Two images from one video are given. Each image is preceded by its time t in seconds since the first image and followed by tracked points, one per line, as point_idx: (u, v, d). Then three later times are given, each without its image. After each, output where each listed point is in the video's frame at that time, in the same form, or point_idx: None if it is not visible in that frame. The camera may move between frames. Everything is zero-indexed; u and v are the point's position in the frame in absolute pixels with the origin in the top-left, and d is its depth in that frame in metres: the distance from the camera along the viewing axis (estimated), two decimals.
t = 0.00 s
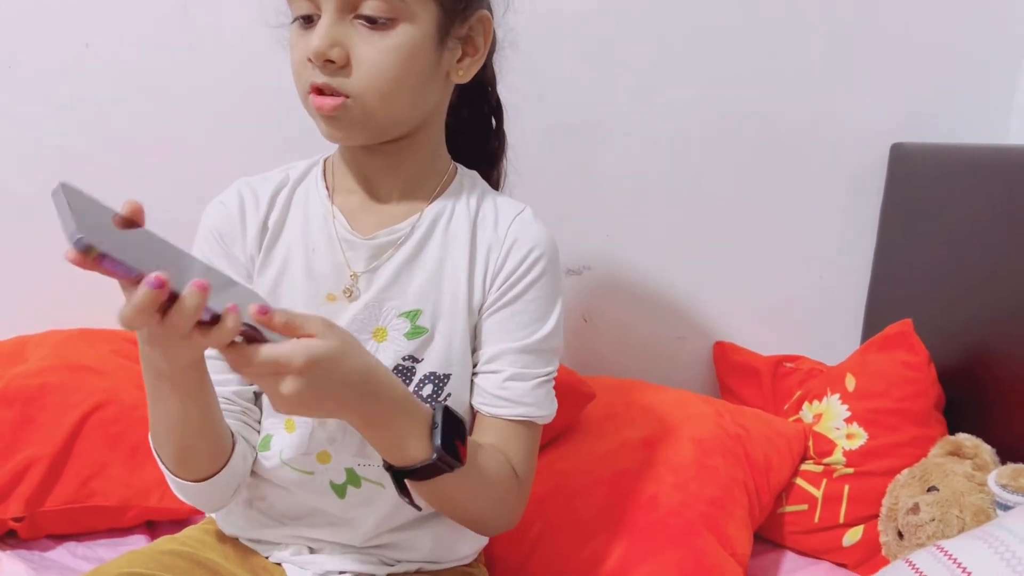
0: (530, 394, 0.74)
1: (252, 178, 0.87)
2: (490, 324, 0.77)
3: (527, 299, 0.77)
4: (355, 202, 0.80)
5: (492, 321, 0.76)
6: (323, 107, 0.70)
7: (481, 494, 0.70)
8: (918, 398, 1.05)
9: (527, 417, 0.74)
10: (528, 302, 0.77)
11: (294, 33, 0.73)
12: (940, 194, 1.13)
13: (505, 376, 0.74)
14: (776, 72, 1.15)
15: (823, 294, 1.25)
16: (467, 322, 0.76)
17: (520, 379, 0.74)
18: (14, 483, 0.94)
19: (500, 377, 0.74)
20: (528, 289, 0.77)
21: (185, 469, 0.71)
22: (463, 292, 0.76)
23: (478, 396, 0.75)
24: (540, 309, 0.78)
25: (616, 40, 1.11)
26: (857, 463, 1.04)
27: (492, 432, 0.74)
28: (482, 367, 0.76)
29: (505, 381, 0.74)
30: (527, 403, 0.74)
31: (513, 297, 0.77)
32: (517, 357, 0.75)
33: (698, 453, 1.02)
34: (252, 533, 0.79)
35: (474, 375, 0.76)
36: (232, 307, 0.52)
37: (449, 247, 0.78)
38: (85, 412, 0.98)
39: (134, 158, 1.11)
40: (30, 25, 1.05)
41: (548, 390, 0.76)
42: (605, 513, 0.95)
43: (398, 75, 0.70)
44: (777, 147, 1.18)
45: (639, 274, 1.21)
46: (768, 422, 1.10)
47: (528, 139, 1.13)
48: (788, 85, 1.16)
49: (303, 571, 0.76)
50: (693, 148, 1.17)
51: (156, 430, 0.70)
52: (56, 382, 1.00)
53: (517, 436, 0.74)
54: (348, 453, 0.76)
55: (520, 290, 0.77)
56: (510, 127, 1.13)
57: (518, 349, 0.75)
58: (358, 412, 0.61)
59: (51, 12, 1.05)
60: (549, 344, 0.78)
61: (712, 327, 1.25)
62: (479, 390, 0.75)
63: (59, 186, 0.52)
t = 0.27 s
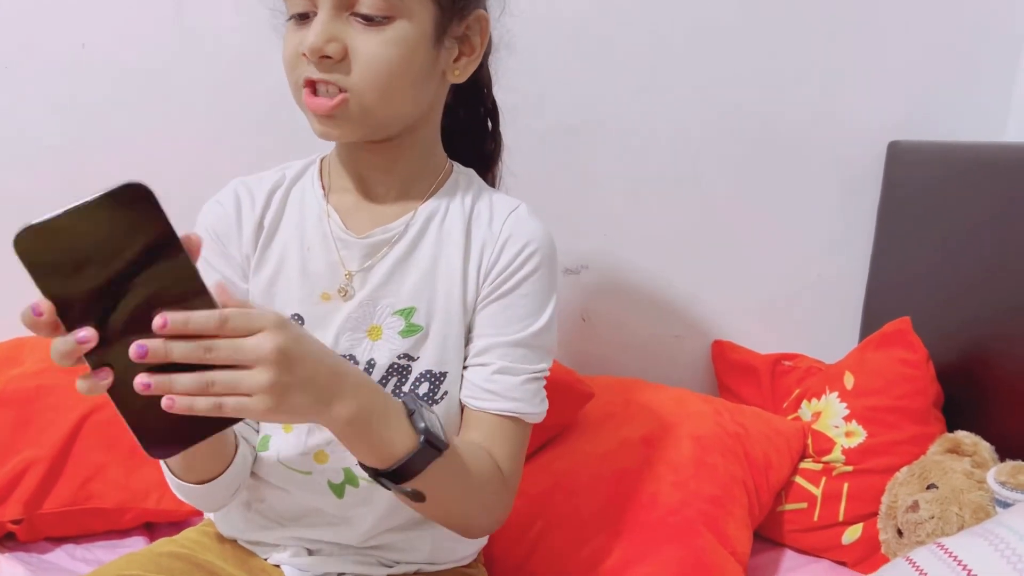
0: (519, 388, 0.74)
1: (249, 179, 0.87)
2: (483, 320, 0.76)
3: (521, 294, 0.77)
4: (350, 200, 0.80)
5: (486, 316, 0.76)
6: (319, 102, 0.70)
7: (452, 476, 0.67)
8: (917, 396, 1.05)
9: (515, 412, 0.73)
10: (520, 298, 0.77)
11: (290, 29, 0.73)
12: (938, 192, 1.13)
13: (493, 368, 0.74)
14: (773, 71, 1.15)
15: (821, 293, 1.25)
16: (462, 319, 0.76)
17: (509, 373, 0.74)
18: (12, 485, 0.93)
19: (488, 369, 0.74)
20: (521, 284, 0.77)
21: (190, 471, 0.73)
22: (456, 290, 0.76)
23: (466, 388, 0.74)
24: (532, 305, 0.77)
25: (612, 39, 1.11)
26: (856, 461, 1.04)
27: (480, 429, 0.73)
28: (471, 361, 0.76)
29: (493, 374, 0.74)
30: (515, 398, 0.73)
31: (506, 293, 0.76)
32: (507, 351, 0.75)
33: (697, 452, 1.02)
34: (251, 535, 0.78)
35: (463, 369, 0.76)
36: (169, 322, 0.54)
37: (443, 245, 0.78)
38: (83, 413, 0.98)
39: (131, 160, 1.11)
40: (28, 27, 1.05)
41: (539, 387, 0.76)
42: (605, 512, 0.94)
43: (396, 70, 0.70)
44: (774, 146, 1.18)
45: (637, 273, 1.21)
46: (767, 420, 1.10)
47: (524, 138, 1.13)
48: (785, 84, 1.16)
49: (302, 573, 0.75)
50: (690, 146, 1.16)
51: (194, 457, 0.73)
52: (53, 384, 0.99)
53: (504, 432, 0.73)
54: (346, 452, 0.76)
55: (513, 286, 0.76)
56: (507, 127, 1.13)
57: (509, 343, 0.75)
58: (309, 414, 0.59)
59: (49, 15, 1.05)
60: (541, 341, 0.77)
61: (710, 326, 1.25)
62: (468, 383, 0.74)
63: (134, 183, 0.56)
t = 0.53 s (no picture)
0: (505, 391, 0.73)
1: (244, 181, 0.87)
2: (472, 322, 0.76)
3: (511, 296, 0.76)
4: (342, 205, 0.80)
5: (474, 318, 0.76)
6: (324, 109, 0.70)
7: (438, 485, 0.66)
8: (916, 396, 1.05)
9: (499, 414, 0.72)
10: (510, 300, 0.76)
11: (287, 35, 0.72)
12: (936, 192, 1.13)
13: (481, 370, 0.73)
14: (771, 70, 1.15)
15: (819, 292, 1.25)
16: (453, 322, 0.76)
17: (496, 374, 0.73)
18: (13, 488, 0.93)
19: (476, 371, 0.73)
20: (511, 286, 0.77)
21: (179, 476, 0.73)
22: (447, 294, 0.76)
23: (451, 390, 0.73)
24: (521, 307, 0.76)
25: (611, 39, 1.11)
26: (854, 461, 1.05)
27: (467, 431, 0.72)
28: (459, 362, 0.75)
29: (480, 376, 0.73)
30: (500, 400, 0.72)
31: (497, 295, 0.76)
32: (495, 353, 0.74)
33: (697, 451, 1.02)
34: (250, 538, 0.79)
35: (451, 371, 0.76)
36: (193, 351, 0.53)
37: (434, 249, 0.78)
38: (83, 416, 0.98)
39: (130, 162, 1.11)
40: (27, 30, 1.05)
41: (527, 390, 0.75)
42: (604, 512, 0.95)
43: (399, 78, 0.70)
44: (772, 145, 1.18)
45: (636, 273, 1.21)
46: (766, 420, 1.10)
47: (523, 139, 1.13)
48: (783, 84, 1.16)
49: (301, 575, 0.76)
50: (689, 146, 1.17)
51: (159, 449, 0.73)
52: (54, 387, 0.99)
53: (489, 433, 0.72)
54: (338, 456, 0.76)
55: (503, 287, 0.76)
56: (506, 128, 1.13)
57: (498, 346, 0.74)
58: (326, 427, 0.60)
59: (48, 18, 1.05)
60: (530, 343, 0.77)
61: (709, 326, 1.25)
62: (456, 386, 0.73)
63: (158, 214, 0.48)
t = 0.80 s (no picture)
0: (530, 388, 0.75)
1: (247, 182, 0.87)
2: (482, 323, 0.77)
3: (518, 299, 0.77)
4: (346, 209, 0.80)
5: (484, 320, 0.77)
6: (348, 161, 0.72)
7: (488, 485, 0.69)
8: (916, 395, 1.06)
9: (527, 412, 0.74)
10: (520, 302, 0.77)
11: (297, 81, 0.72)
12: (935, 191, 1.13)
13: (506, 371, 0.75)
14: (770, 71, 1.15)
15: (819, 292, 1.26)
16: (457, 324, 0.77)
17: (522, 374, 0.75)
18: (18, 491, 0.94)
19: (501, 372, 0.74)
20: (519, 289, 0.77)
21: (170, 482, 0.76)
22: (451, 297, 0.77)
23: (477, 391, 0.75)
24: (531, 309, 0.77)
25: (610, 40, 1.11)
26: (856, 460, 1.05)
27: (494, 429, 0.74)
28: (480, 364, 0.76)
29: (507, 376, 0.74)
30: (526, 398, 0.74)
31: (506, 298, 0.77)
32: (516, 353, 0.75)
33: (698, 452, 1.02)
34: (251, 539, 0.79)
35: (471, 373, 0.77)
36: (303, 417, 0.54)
37: (439, 252, 0.78)
38: (87, 419, 0.98)
39: (132, 165, 1.11)
40: (31, 33, 1.06)
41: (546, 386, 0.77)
42: (607, 512, 0.95)
43: (419, 124, 0.72)
44: (772, 146, 1.18)
45: (637, 274, 1.22)
46: (766, 420, 1.10)
47: (523, 140, 1.14)
48: (782, 84, 1.16)
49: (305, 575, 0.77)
50: (689, 146, 1.17)
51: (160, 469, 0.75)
52: (57, 390, 1.00)
53: (518, 431, 0.74)
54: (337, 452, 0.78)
55: (512, 291, 0.77)
56: (507, 130, 1.13)
57: (516, 346, 0.75)
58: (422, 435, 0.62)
59: (52, 21, 1.06)
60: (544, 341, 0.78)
61: (710, 326, 1.26)
62: (481, 387, 0.75)
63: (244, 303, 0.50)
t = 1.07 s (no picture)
0: (545, 391, 0.77)
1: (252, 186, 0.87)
2: (493, 329, 0.78)
3: (529, 305, 0.78)
4: (353, 214, 0.80)
5: (496, 326, 0.78)
6: (351, 161, 0.72)
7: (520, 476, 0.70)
8: (917, 396, 1.06)
9: (541, 413, 0.76)
10: (531, 308, 0.78)
11: (297, 82, 0.72)
12: (935, 192, 1.13)
13: (522, 375, 0.76)
14: (769, 71, 1.16)
15: (819, 293, 1.26)
16: (467, 329, 0.77)
17: (537, 377, 0.77)
18: (19, 493, 0.94)
19: (517, 377, 0.76)
20: (530, 295, 0.78)
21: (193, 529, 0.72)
22: (462, 302, 0.77)
23: (494, 394, 0.76)
24: (541, 314, 0.79)
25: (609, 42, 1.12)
26: (857, 461, 1.05)
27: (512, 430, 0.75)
28: (494, 369, 0.77)
29: (522, 379, 0.76)
30: (542, 400, 0.76)
31: (516, 305, 0.78)
32: (529, 358, 0.77)
33: (699, 452, 1.02)
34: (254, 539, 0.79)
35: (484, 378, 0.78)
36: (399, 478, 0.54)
37: (449, 258, 0.78)
38: (88, 422, 0.98)
39: (132, 168, 1.12)
40: (33, 35, 1.06)
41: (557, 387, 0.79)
42: (608, 514, 0.95)
43: (422, 124, 0.72)
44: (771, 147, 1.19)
45: (638, 275, 1.22)
46: (767, 421, 1.10)
47: (523, 142, 1.14)
48: (781, 85, 1.16)
49: None
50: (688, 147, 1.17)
51: (186, 524, 0.72)
52: (59, 393, 1.00)
53: (533, 431, 0.76)
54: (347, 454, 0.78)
55: (522, 297, 0.78)
56: (507, 132, 1.13)
57: (529, 351, 0.77)
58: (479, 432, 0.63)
59: (53, 23, 1.06)
60: (554, 345, 0.80)
61: (710, 327, 1.26)
62: (498, 391, 0.76)
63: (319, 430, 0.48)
